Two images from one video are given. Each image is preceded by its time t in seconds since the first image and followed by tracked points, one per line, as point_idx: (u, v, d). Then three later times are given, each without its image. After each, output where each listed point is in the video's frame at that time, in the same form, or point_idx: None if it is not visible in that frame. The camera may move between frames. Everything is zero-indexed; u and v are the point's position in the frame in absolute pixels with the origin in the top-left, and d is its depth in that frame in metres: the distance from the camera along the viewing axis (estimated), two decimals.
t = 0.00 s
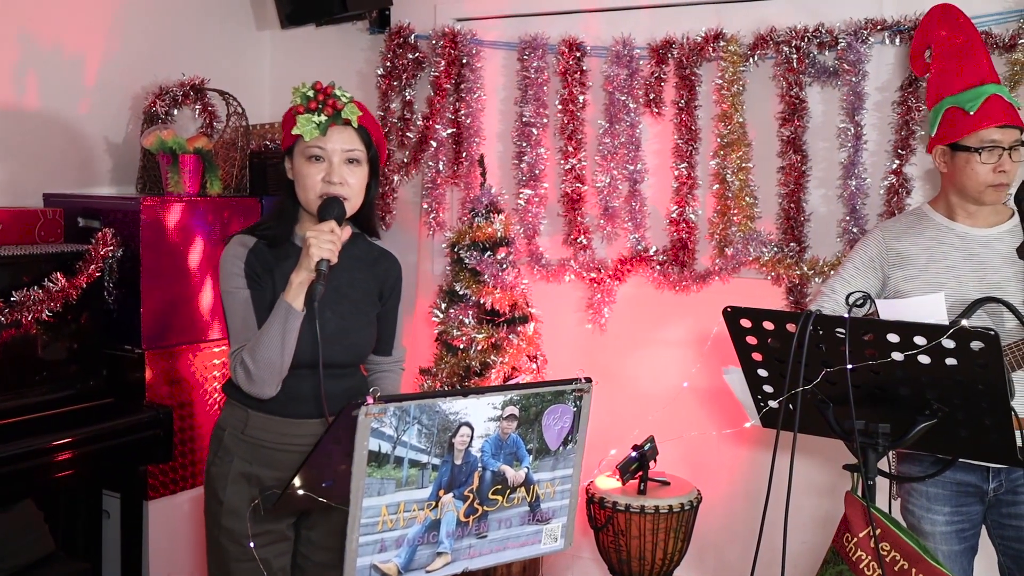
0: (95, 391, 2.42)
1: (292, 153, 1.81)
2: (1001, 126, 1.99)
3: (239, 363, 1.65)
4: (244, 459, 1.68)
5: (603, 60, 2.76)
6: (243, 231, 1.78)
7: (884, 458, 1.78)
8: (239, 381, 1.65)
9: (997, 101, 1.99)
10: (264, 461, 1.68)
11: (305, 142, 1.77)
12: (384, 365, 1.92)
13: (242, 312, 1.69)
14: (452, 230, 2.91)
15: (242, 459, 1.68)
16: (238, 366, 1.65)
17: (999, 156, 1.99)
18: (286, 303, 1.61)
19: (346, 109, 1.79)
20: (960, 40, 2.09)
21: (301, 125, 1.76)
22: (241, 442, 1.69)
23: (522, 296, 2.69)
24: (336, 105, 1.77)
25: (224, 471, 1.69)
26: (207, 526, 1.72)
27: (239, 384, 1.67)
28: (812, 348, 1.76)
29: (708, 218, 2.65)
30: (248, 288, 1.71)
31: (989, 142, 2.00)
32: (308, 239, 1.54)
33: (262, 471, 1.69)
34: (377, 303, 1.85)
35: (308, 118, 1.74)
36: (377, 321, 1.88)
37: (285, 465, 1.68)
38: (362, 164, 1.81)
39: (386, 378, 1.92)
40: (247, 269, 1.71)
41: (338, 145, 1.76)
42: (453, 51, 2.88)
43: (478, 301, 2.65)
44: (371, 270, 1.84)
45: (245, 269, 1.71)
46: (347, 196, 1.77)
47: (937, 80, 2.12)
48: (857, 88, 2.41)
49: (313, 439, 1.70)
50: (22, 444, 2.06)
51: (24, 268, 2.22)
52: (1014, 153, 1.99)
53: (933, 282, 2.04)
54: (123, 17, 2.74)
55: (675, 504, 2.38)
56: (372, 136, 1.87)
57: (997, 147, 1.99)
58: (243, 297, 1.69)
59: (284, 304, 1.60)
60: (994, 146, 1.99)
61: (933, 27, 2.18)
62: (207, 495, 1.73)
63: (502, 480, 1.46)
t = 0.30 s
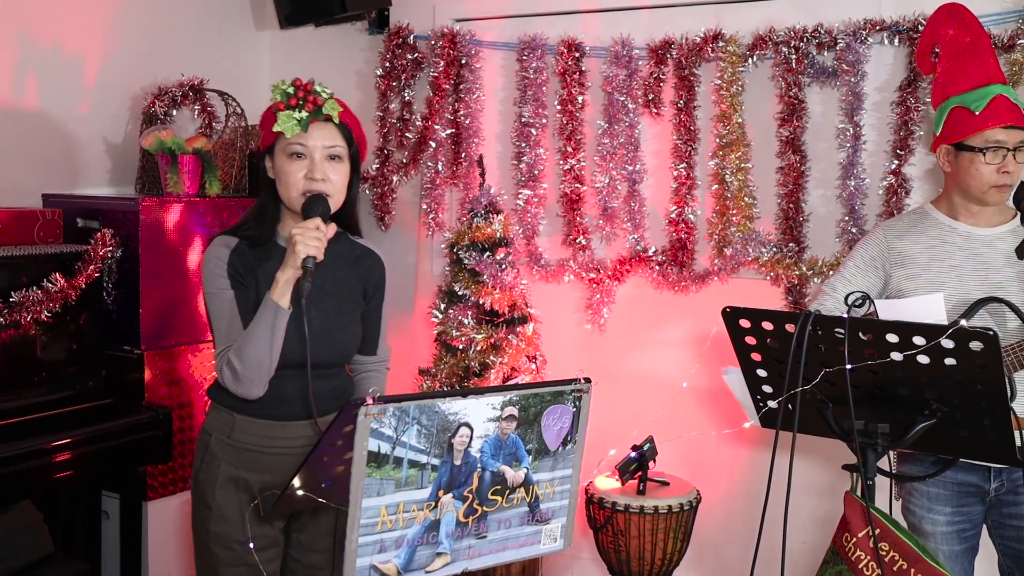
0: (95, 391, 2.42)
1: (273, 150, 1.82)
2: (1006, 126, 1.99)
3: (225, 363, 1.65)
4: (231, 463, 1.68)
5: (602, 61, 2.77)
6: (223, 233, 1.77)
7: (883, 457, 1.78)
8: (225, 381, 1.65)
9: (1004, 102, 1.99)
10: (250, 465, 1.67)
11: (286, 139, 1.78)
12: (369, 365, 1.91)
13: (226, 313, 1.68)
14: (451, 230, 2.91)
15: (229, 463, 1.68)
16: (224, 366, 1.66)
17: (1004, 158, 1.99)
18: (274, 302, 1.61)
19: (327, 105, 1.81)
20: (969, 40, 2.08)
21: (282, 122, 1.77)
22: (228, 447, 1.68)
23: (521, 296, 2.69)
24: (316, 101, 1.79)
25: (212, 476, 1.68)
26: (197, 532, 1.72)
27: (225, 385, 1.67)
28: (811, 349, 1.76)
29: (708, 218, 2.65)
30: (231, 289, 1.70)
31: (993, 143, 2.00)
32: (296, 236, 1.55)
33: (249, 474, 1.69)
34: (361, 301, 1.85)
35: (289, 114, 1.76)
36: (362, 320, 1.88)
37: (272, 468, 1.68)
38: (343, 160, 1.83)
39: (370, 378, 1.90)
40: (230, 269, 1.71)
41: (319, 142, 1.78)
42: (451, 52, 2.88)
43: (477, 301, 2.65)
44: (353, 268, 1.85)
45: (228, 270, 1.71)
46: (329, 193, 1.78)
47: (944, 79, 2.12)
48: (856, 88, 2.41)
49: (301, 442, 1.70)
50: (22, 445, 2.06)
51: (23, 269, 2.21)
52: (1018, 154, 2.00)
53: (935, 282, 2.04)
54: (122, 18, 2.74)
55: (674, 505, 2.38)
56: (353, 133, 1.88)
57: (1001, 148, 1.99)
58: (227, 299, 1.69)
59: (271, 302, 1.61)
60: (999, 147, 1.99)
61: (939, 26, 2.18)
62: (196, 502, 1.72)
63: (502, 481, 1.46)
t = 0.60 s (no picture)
0: (91, 392, 2.41)
1: (251, 149, 1.82)
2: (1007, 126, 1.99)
3: (207, 364, 1.65)
4: (215, 467, 1.67)
5: (598, 61, 2.77)
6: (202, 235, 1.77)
7: (879, 456, 1.80)
8: (206, 382, 1.64)
9: (1006, 101, 1.99)
10: (235, 468, 1.67)
11: (263, 138, 1.78)
12: (351, 366, 1.90)
13: (206, 314, 1.68)
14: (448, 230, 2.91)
15: (213, 467, 1.67)
16: (205, 368, 1.65)
17: (1004, 158, 1.99)
18: (256, 301, 1.61)
19: (304, 103, 1.81)
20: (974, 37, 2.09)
21: (259, 121, 1.78)
22: (211, 450, 1.68)
23: (518, 296, 2.69)
24: (293, 99, 1.80)
25: (196, 481, 1.67)
26: (181, 536, 1.72)
27: (206, 387, 1.66)
28: (808, 349, 1.76)
29: (705, 218, 2.66)
30: (211, 290, 1.69)
31: (995, 142, 2.00)
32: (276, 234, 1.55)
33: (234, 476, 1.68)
34: (342, 300, 1.84)
35: (266, 112, 1.77)
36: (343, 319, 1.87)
37: (257, 470, 1.68)
38: (322, 158, 1.83)
39: (352, 379, 1.89)
40: (209, 270, 1.70)
41: (297, 139, 1.78)
42: (448, 52, 2.88)
43: (474, 301, 2.65)
44: (334, 267, 1.84)
45: (208, 271, 1.70)
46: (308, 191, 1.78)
47: (947, 79, 2.13)
48: (853, 89, 2.42)
49: (286, 442, 1.70)
50: (17, 446, 2.05)
51: (19, 270, 2.21)
52: (1019, 155, 2.00)
53: (935, 281, 2.05)
54: (117, 17, 2.74)
55: (671, 505, 2.38)
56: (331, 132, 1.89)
57: (1003, 148, 1.99)
58: (208, 298, 1.69)
59: (253, 301, 1.61)
60: (999, 147, 2.00)
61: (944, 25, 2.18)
62: (180, 506, 1.72)
63: (499, 481, 1.46)
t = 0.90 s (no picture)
0: (87, 393, 2.40)
1: (229, 149, 1.82)
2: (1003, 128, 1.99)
3: (191, 366, 1.64)
4: (202, 471, 1.67)
5: (594, 61, 2.77)
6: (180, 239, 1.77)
7: (875, 457, 1.80)
8: (191, 384, 1.64)
9: (1002, 102, 1.99)
10: (222, 470, 1.67)
11: (243, 137, 1.78)
12: (333, 365, 1.90)
13: (189, 316, 1.69)
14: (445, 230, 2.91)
15: (200, 471, 1.68)
16: (189, 370, 1.65)
17: (999, 158, 1.99)
18: (241, 301, 1.62)
19: (283, 101, 1.82)
20: (976, 36, 2.08)
21: (239, 119, 1.78)
22: (198, 454, 1.68)
23: (514, 296, 2.69)
24: (272, 97, 1.80)
25: (183, 485, 1.68)
26: (168, 542, 1.72)
27: (191, 389, 1.66)
28: (803, 349, 1.76)
29: (701, 219, 2.66)
30: (193, 291, 1.70)
31: (989, 144, 2.00)
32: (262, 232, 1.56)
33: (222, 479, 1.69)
34: (323, 300, 1.85)
35: (245, 111, 1.77)
36: (325, 318, 1.88)
37: (244, 472, 1.68)
38: (301, 156, 1.84)
39: (334, 379, 1.89)
40: (190, 273, 1.70)
41: (277, 137, 1.78)
42: (444, 52, 2.88)
43: (470, 302, 2.65)
44: (315, 267, 1.85)
45: (190, 273, 1.70)
46: (290, 190, 1.79)
47: (948, 77, 2.13)
48: (848, 90, 2.42)
49: (272, 443, 1.71)
50: (12, 447, 2.05)
51: (15, 270, 2.20)
52: (1015, 155, 2.00)
53: (932, 281, 2.05)
54: (112, 18, 2.73)
55: (667, 505, 2.38)
56: (310, 130, 1.89)
57: (998, 149, 2.00)
58: (190, 300, 1.69)
59: (238, 301, 1.62)
60: (994, 148, 2.00)
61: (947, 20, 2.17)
62: (166, 512, 1.71)
63: (495, 481, 1.46)
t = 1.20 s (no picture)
0: (81, 394, 2.43)
1: (212, 149, 1.81)
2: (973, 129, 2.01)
3: (183, 368, 1.62)
4: (193, 474, 1.66)
5: (589, 61, 2.77)
6: (163, 239, 1.76)
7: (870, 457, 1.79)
8: (183, 387, 1.62)
9: (974, 103, 2.01)
10: (213, 473, 1.67)
11: (228, 137, 1.78)
12: (316, 365, 1.91)
13: (178, 319, 1.66)
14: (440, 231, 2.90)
15: (190, 474, 1.67)
16: (180, 372, 1.63)
17: (968, 159, 2.01)
18: (233, 301, 1.62)
19: (268, 100, 1.82)
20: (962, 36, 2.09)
21: (224, 120, 1.77)
22: (188, 457, 1.67)
23: (509, 296, 2.69)
24: (258, 96, 1.79)
25: (174, 490, 1.66)
26: (160, 550, 1.71)
27: (182, 392, 1.64)
28: (799, 349, 1.76)
29: (696, 219, 2.66)
30: (181, 293, 1.68)
31: (961, 145, 2.02)
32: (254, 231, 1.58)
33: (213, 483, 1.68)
34: (307, 299, 1.85)
35: (231, 110, 1.76)
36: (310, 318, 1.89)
37: (234, 474, 1.68)
38: (285, 155, 1.84)
39: (319, 378, 1.90)
40: (177, 275, 1.69)
41: (262, 137, 1.78)
42: (439, 52, 2.88)
43: (465, 303, 2.65)
44: (299, 265, 1.86)
45: (176, 275, 1.69)
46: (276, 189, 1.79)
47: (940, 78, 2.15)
48: (843, 91, 2.42)
49: (263, 442, 1.71)
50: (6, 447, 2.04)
51: (9, 270, 2.19)
52: (987, 157, 1.99)
53: (929, 282, 2.05)
54: (106, 17, 2.73)
55: (663, 505, 2.38)
56: (293, 129, 1.90)
57: (969, 151, 2.01)
58: (177, 302, 1.67)
59: (230, 301, 1.61)
60: (966, 149, 2.02)
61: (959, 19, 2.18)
62: (158, 516, 1.70)
63: (490, 481, 1.46)
